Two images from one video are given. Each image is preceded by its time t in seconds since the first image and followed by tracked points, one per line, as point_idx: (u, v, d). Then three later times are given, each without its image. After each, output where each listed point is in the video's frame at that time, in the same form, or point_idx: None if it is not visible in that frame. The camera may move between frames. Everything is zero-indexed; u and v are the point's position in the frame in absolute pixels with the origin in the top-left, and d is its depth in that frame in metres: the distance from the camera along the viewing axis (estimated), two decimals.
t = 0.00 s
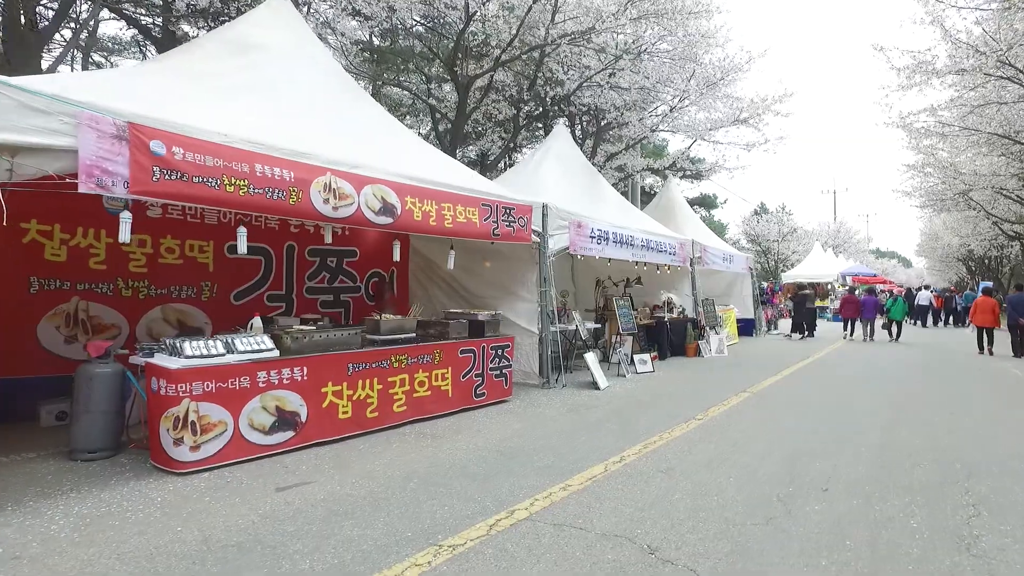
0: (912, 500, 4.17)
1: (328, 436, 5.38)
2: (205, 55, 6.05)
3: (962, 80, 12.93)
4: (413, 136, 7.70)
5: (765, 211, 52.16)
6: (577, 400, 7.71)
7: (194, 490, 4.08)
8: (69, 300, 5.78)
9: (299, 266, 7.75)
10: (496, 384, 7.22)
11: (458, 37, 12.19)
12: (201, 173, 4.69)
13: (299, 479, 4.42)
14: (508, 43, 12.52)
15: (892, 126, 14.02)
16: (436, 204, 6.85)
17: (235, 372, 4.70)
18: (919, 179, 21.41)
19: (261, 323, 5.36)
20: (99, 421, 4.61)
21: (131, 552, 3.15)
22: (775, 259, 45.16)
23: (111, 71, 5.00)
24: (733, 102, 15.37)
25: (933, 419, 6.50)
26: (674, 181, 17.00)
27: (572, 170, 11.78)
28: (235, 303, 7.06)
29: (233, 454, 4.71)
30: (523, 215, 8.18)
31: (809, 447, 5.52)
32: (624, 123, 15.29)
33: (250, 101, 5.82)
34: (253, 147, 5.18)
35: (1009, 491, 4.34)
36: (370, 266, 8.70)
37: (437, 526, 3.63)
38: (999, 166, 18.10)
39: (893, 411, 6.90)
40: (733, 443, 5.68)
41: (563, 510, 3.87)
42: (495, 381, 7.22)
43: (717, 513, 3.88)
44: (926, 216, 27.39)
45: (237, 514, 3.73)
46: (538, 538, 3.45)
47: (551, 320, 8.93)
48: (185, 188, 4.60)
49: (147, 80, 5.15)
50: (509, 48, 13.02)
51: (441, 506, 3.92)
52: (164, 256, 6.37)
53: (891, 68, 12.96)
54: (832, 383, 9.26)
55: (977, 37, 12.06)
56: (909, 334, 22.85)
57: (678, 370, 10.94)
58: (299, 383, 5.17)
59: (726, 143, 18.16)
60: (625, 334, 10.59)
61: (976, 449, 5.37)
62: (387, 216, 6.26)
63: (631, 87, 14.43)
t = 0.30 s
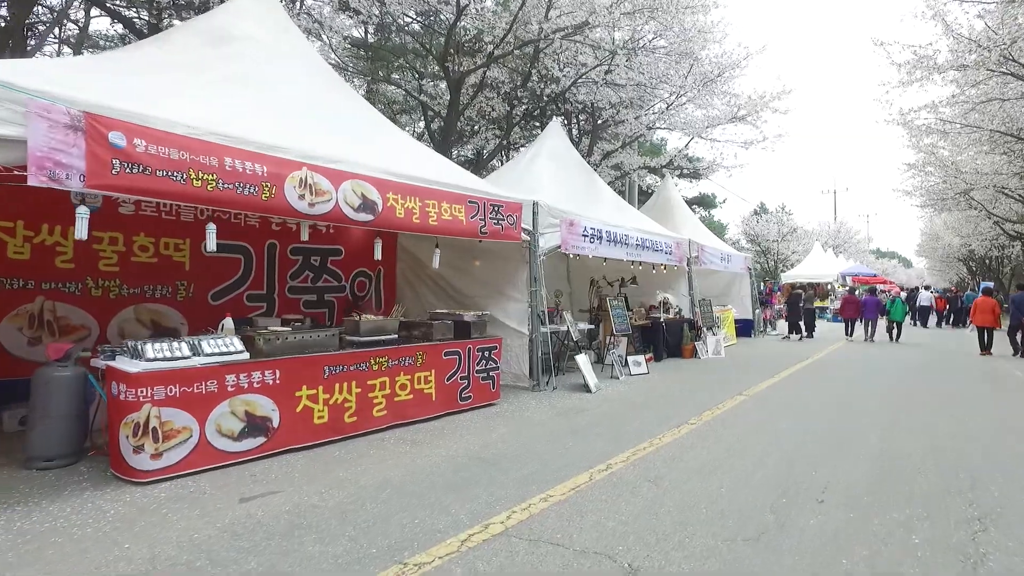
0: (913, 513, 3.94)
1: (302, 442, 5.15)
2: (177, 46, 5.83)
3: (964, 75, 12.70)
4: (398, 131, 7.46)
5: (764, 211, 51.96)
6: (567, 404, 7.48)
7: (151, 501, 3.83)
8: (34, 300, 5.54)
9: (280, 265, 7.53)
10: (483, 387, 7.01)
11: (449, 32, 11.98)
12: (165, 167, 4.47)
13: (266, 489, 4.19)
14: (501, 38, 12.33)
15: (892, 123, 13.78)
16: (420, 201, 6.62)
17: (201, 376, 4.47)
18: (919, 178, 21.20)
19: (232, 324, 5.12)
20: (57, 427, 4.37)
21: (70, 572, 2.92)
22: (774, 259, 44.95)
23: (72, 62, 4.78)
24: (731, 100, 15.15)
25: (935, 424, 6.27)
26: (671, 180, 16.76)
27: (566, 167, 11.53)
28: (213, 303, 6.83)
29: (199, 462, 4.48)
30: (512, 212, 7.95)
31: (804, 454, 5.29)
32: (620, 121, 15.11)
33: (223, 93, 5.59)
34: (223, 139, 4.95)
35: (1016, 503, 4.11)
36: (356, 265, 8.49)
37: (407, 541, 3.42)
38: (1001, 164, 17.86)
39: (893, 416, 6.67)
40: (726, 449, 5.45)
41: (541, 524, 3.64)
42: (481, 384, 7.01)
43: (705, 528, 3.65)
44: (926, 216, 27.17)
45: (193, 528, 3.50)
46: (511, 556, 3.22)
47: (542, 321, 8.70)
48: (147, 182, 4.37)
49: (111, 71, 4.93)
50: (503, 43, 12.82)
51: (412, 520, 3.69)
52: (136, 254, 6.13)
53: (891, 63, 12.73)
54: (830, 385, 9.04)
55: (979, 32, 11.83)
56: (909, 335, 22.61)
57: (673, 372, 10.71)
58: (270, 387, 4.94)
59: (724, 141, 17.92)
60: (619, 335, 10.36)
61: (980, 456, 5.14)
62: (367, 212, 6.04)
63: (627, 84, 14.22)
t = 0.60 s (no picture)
0: (899, 527, 3.76)
1: (263, 452, 4.91)
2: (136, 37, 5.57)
3: (953, 74, 12.59)
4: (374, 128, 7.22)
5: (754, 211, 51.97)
6: (548, 409, 7.28)
7: (90, 519, 3.57)
8: None
9: (251, 266, 7.28)
10: (459, 392, 6.82)
11: (431, 27, 11.74)
12: (113, 163, 4.22)
13: (218, 504, 3.95)
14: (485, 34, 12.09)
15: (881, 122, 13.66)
16: (394, 200, 6.39)
17: (152, 384, 4.23)
18: (908, 178, 21.14)
19: (190, 328, 4.89)
20: None
21: None
22: (765, 259, 44.95)
23: (17, 53, 4.53)
24: (719, 98, 14.99)
25: (923, 431, 6.10)
26: (659, 179, 16.58)
27: (551, 166, 11.33)
28: (179, 305, 6.58)
29: (149, 475, 4.23)
30: (492, 211, 7.74)
31: (788, 462, 5.10)
32: (608, 119, 14.91)
33: (183, 87, 5.34)
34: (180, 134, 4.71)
35: (1007, 515, 3.93)
36: (331, 266, 8.25)
37: (362, 562, 3.20)
38: (990, 164, 17.80)
39: (880, 422, 6.50)
40: (706, 457, 5.25)
41: (506, 543, 3.44)
42: (458, 389, 6.82)
43: (680, 545, 3.45)
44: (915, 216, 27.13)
45: (133, 548, 3.27)
46: None
47: (523, 323, 8.50)
48: (94, 179, 4.13)
49: (60, 63, 4.69)
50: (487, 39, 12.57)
51: (370, 538, 3.47)
52: (95, 255, 5.87)
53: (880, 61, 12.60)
54: (817, 388, 8.87)
55: (968, 30, 11.71)
56: (898, 335, 22.55)
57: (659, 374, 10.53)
58: (229, 395, 4.70)
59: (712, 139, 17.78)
60: (603, 337, 10.17)
61: (969, 465, 4.96)
62: (336, 211, 5.81)
63: (615, 81, 14.01)
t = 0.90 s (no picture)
0: (879, 537, 3.58)
1: (216, 460, 4.65)
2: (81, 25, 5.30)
3: (933, 73, 12.54)
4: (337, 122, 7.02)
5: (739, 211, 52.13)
6: (522, 412, 7.05)
7: (11, 538, 3.30)
8: None
9: (213, 265, 6.98)
10: (429, 395, 6.60)
11: (407, 20, 11.48)
12: (47, 153, 3.95)
13: (158, 516, 3.69)
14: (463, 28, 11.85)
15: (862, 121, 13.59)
16: (359, 195, 6.15)
17: (89, 389, 3.95)
18: (889, 178, 21.15)
19: (136, 329, 4.61)
20: None
21: None
22: (749, 260, 45.05)
23: None
24: (700, 96, 14.87)
25: (904, 435, 5.95)
26: (641, 178, 16.43)
27: (529, 163, 11.13)
28: (135, 304, 6.28)
29: (86, 487, 3.95)
30: (464, 208, 7.52)
31: (765, 468, 4.92)
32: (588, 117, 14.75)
33: (127, 79, 5.08)
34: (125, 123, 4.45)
35: (989, 524, 3.77)
36: (300, 264, 7.98)
37: None
38: (970, 164, 17.83)
39: (861, 426, 6.34)
40: (681, 463, 5.06)
41: (462, 559, 3.22)
42: (427, 392, 6.59)
43: (648, 560, 3.24)
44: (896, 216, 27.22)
45: (54, 569, 3.00)
46: None
47: (498, 323, 8.30)
48: (25, 169, 3.85)
49: None
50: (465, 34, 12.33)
51: (317, 555, 3.24)
52: (41, 252, 5.55)
53: (860, 59, 12.53)
54: (798, 389, 8.73)
55: (948, 29, 11.66)
56: (880, 335, 22.58)
57: (639, 375, 10.35)
58: (177, 400, 4.43)
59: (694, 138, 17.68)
60: (582, 337, 9.97)
61: (951, 471, 4.81)
62: (297, 207, 5.56)
63: (595, 78, 13.83)
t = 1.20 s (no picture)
0: (872, 556, 3.36)
1: (177, 471, 4.41)
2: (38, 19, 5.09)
3: (930, 70, 12.33)
4: (307, 120, 6.82)
5: (736, 211, 51.92)
6: (507, 417, 6.83)
7: None
8: None
9: (187, 265, 6.73)
10: (409, 400, 6.37)
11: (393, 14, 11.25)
12: None
13: (104, 534, 3.46)
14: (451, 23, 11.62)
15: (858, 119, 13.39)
16: (334, 193, 5.93)
17: (35, 398, 3.71)
18: (886, 177, 20.94)
19: (91, 333, 4.38)
20: None
21: None
22: (746, 260, 44.89)
23: None
24: (694, 93, 14.65)
25: (899, 443, 5.74)
26: (635, 177, 16.20)
27: (518, 160, 10.91)
28: (103, 307, 6.03)
29: (31, 502, 3.72)
30: (447, 206, 7.30)
31: (754, 479, 4.71)
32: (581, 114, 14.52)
33: (83, 73, 4.86)
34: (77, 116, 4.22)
35: (989, 541, 3.56)
36: (279, 265, 7.75)
37: None
38: (968, 162, 17.64)
39: (856, 432, 6.13)
40: (667, 473, 4.84)
41: None
42: (407, 397, 6.36)
43: None
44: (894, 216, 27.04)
45: None
46: None
47: (484, 325, 8.05)
48: None
49: None
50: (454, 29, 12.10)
51: None
52: None
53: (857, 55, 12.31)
54: (792, 393, 8.51)
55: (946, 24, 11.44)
56: (878, 335, 22.39)
57: (630, 378, 10.13)
58: (134, 408, 4.20)
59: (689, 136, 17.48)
60: (572, 339, 9.75)
61: (948, 482, 4.60)
62: (268, 205, 5.33)
63: (587, 75, 13.60)
